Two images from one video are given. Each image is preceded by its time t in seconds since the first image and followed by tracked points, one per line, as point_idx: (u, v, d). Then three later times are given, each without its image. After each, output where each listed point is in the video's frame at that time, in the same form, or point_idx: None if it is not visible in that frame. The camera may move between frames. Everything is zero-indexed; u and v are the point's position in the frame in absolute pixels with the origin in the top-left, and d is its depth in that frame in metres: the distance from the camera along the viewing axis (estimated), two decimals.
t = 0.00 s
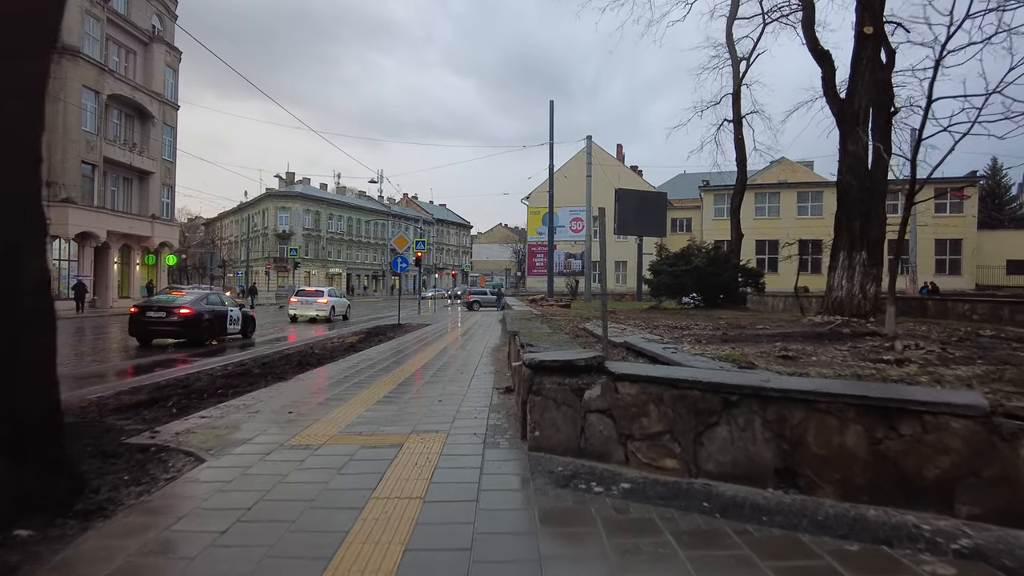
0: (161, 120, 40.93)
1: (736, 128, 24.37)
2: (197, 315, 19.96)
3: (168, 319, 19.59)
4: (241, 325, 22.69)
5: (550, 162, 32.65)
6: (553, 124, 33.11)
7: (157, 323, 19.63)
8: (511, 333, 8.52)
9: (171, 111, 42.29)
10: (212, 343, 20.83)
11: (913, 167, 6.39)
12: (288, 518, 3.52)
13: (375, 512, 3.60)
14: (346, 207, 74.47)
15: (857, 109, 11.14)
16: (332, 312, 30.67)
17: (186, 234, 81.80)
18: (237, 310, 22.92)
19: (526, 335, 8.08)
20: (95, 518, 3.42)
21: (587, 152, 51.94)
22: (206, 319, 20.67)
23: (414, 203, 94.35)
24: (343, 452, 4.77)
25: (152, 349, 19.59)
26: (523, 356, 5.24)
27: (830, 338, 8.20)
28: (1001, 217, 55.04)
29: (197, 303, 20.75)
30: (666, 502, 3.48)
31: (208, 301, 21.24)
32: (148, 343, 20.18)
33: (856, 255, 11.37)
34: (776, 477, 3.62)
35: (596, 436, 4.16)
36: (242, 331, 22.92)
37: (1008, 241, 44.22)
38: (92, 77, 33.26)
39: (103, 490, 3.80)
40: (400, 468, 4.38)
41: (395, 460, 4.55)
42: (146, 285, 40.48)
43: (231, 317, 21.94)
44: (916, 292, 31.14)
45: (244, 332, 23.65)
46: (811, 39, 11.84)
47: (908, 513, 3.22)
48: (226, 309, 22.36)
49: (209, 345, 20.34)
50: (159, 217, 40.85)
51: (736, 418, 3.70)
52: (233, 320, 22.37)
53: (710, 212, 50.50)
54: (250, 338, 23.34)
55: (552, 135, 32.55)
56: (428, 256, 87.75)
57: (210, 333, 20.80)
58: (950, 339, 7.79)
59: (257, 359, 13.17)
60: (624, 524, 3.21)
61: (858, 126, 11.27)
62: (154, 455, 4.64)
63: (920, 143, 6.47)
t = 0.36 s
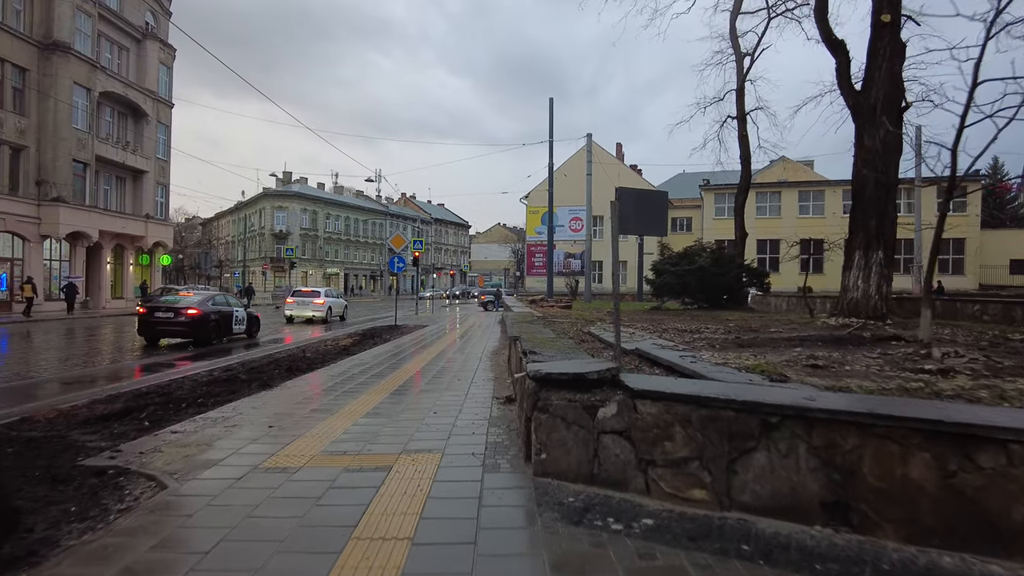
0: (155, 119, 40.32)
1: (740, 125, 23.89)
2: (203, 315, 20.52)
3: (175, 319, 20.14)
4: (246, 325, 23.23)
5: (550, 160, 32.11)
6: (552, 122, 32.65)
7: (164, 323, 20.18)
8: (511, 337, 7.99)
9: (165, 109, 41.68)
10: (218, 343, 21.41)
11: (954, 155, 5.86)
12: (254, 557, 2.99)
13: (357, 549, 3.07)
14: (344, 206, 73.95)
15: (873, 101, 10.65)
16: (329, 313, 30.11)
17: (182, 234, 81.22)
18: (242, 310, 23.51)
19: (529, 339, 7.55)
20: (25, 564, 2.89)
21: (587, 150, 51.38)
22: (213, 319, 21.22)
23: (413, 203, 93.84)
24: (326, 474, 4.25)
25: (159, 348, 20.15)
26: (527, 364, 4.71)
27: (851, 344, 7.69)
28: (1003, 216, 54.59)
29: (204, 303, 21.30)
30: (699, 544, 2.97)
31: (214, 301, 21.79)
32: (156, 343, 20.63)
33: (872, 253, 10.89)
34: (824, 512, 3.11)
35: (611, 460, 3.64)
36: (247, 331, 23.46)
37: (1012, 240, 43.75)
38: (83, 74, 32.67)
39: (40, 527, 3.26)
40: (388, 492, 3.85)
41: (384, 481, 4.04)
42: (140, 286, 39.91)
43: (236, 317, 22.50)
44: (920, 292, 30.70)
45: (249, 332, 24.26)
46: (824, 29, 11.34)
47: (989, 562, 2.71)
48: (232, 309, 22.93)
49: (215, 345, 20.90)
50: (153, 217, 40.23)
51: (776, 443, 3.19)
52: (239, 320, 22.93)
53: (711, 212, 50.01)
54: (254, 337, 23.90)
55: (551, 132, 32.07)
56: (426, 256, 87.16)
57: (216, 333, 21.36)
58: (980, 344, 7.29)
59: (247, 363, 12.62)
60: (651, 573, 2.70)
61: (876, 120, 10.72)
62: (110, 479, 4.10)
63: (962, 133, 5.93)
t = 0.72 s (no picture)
0: (150, 116, 39.79)
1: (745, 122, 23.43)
2: (208, 315, 21.24)
3: (181, 319, 20.85)
4: (250, 324, 23.93)
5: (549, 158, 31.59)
6: (552, 119, 32.18)
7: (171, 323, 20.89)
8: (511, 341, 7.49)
9: (160, 107, 41.14)
10: (223, 342, 22.11)
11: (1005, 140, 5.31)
12: None
13: None
14: (342, 206, 73.47)
15: (892, 92, 10.15)
16: (326, 314, 29.55)
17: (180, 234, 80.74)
18: (246, 310, 24.18)
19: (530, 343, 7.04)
20: None
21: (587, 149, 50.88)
22: (218, 319, 21.92)
23: (411, 203, 93.37)
24: (302, 502, 3.73)
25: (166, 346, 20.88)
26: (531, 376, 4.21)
27: (875, 350, 7.17)
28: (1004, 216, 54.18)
29: (209, 304, 21.96)
30: None
31: (219, 301, 22.47)
32: (162, 341, 21.31)
33: (888, 254, 10.40)
34: (889, 562, 2.60)
35: (628, 492, 3.14)
36: (251, 330, 24.16)
37: (1017, 240, 43.21)
38: (76, 71, 32.14)
39: None
40: (369, 525, 3.35)
41: (367, 513, 3.52)
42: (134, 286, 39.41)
43: (240, 317, 23.20)
44: (925, 292, 30.23)
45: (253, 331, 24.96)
46: (839, 17, 10.85)
47: None
48: (236, 309, 23.60)
49: (219, 345, 21.60)
50: (147, 216, 39.68)
51: (831, 476, 2.69)
52: (243, 320, 23.58)
53: (712, 211, 49.53)
54: (258, 336, 24.57)
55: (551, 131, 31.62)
56: (425, 256, 86.62)
57: (221, 332, 22.09)
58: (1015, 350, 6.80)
59: (236, 366, 12.09)
60: None
61: (895, 112, 10.19)
62: (54, 510, 3.57)
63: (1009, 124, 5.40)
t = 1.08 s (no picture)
0: (140, 113, 39.16)
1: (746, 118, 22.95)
2: (209, 315, 21.10)
3: (181, 319, 20.73)
4: (250, 325, 23.82)
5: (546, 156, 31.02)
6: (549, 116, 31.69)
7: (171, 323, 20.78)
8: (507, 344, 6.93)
9: (151, 104, 40.46)
10: (223, 342, 22.02)
11: None
12: None
13: None
14: (337, 205, 72.89)
15: (908, 81, 9.64)
16: (319, 314, 28.97)
17: (173, 233, 79.99)
18: (247, 309, 24.00)
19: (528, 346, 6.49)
20: None
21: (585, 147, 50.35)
22: (219, 318, 21.81)
23: (407, 202, 92.77)
24: (261, 537, 3.18)
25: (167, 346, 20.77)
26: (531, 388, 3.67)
27: (899, 353, 6.64)
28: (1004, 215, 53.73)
29: (210, 304, 21.82)
30: None
31: (219, 301, 22.33)
32: (164, 341, 21.19)
33: (903, 252, 9.90)
34: None
35: (648, 534, 2.61)
36: (251, 331, 24.03)
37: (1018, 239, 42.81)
38: (63, 66, 31.45)
39: None
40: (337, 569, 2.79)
41: (335, 554, 2.96)
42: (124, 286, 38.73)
43: (239, 317, 23.08)
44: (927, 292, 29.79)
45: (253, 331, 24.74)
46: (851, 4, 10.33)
47: None
48: (235, 309, 23.37)
49: (220, 344, 21.50)
50: (137, 215, 38.99)
51: (906, 521, 2.16)
52: (242, 319, 23.37)
53: (711, 211, 49.07)
54: (258, 336, 24.32)
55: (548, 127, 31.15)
56: (420, 255, 86.03)
57: (221, 332, 21.93)
58: None
59: (219, 370, 11.49)
60: None
61: (912, 102, 9.71)
62: None
63: None
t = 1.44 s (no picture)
0: (137, 111, 38.65)
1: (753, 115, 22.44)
2: (214, 315, 20.72)
3: (186, 318, 20.37)
4: (254, 324, 23.37)
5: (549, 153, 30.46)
6: (551, 113, 31.20)
7: (176, 322, 20.42)
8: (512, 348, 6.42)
9: (147, 102, 39.93)
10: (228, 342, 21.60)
11: None
12: None
13: None
14: (337, 204, 72.40)
15: (935, 68, 9.21)
16: (317, 314, 28.42)
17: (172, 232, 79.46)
18: (251, 309, 23.59)
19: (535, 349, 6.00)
20: None
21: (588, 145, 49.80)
22: (225, 318, 21.44)
23: (408, 201, 92.29)
24: None
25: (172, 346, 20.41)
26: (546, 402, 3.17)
27: (938, 358, 6.12)
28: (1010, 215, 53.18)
29: (215, 304, 21.47)
30: None
31: (224, 301, 21.95)
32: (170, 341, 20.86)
33: (929, 249, 9.39)
34: None
35: None
36: (255, 330, 23.62)
37: None
38: (57, 62, 30.92)
39: None
40: None
41: None
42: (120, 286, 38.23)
43: (244, 316, 22.65)
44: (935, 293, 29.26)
45: (257, 330, 24.35)
46: None
47: None
48: (240, 308, 22.97)
49: (226, 344, 21.14)
50: (134, 213, 38.47)
51: None
52: (246, 319, 22.97)
53: (713, 210, 48.61)
54: (263, 335, 23.93)
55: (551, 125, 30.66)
56: (420, 255, 85.56)
57: (226, 331, 21.56)
58: None
59: (209, 374, 10.94)
60: None
61: (940, 91, 9.25)
62: None
63: None
